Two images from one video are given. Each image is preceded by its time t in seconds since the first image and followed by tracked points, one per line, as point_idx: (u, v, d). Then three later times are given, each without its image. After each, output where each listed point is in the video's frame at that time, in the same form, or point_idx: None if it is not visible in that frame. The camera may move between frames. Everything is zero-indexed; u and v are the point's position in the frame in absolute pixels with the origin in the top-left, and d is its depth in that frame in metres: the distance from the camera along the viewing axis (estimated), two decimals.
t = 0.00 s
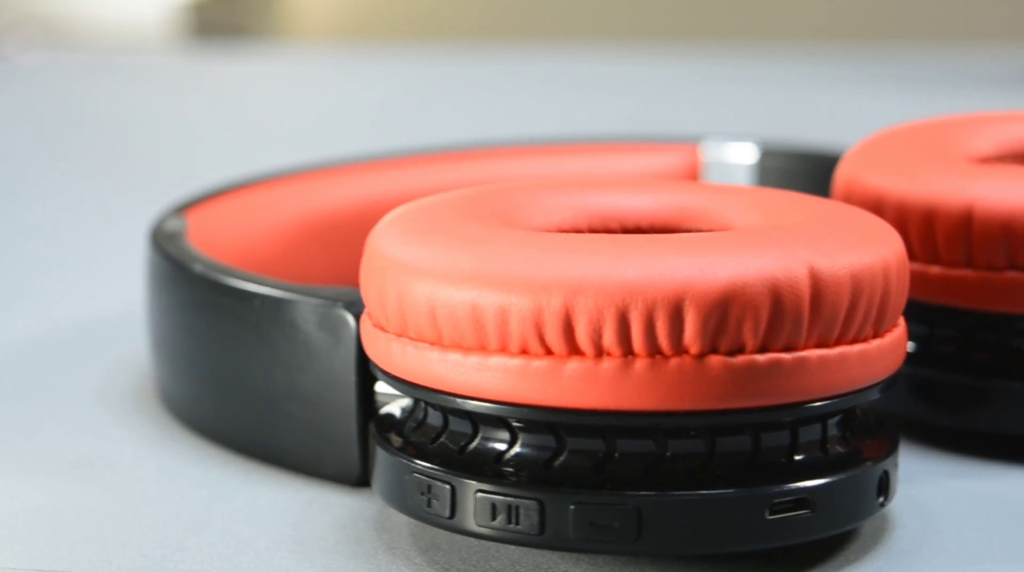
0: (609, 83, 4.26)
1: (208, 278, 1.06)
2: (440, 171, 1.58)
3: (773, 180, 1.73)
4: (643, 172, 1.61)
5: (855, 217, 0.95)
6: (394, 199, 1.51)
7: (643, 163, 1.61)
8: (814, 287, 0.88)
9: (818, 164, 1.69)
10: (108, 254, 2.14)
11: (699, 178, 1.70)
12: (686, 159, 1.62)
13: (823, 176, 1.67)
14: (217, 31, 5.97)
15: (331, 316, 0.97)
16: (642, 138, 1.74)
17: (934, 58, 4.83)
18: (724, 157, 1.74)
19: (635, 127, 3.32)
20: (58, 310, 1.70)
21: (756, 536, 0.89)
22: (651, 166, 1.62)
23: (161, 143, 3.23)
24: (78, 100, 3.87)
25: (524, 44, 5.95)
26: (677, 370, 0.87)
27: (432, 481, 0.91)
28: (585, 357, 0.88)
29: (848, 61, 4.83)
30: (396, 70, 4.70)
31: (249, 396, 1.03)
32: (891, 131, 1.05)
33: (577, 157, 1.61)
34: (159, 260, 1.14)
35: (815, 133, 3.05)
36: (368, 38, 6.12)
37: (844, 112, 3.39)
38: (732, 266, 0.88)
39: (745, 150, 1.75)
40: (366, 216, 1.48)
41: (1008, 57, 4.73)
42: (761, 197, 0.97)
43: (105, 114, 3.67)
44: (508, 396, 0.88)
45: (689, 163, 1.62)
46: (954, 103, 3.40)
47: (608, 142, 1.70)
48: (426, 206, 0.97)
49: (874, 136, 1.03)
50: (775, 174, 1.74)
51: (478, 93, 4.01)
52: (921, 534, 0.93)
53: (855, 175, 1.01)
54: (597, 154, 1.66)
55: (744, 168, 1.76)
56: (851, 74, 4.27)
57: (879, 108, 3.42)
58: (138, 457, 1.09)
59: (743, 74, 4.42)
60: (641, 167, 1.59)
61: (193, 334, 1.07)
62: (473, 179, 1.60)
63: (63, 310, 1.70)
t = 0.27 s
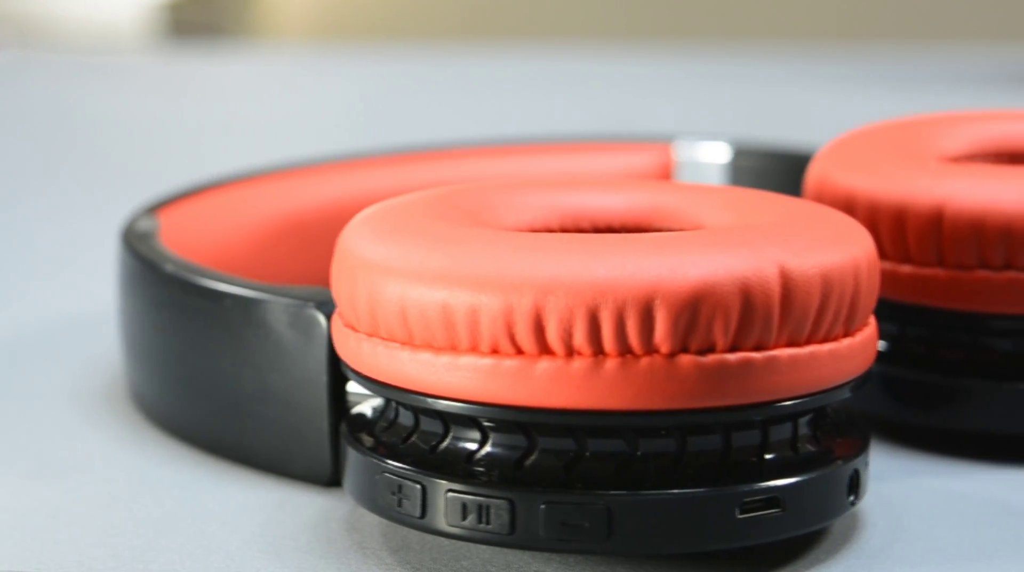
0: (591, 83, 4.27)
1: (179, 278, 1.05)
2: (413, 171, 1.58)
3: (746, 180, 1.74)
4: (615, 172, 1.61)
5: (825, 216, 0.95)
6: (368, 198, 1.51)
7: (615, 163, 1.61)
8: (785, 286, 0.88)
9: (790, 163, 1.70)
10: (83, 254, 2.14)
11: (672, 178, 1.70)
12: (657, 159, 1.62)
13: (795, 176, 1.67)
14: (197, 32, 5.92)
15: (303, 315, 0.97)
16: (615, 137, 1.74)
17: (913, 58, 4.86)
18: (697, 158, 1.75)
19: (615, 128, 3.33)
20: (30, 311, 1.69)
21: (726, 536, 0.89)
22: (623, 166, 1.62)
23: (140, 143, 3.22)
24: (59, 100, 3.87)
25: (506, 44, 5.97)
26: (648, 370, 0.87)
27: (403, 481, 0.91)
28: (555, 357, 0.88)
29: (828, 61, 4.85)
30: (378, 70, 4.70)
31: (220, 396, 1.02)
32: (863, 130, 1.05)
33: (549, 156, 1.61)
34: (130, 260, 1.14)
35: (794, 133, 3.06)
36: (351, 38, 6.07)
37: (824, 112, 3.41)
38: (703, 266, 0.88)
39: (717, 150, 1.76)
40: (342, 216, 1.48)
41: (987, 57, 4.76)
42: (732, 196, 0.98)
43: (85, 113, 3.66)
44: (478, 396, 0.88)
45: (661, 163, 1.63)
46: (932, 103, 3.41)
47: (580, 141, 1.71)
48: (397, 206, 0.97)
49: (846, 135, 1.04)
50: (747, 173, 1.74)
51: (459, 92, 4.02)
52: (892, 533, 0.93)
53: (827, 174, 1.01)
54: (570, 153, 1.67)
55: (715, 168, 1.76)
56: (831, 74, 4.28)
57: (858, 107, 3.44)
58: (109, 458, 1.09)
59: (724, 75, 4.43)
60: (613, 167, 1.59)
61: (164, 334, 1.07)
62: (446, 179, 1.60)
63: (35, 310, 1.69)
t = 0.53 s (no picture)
0: (575, 83, 4.28)
1: (153, 278, 1.05)
2: (387, 171, 1.58)
3: (721, 179, 1.74)
4: (589, 171, 1.61)
5: (798, 215, 0.95)
6: (342, 198, 1.50)
7: (590, 162, 1.61)
8: (756, 286, 0.89)
9: (765, 163, 1.70)
10: (62, 255, 2.14)
11: (648, 178, 1.70)
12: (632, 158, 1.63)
13: (768, 175, 1.68)
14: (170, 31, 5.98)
15: (276, 316, 0.97)
16: (591, 137, 1.74)
17: (897, 59, 4.87)
18: (671, 157, 1.76)
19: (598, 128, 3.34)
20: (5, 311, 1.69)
21: (699, 535, 0.89)
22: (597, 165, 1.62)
23: (123, 143, 3.22)
24: (41, 99, 3.87)
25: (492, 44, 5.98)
26: (620, 370, 0.87)
27: (376, 481, 0.91)
28: (527, 356, 0.88)
29: (812, 61, 4.87)
30: (363, 70, 4.71)
31: (193, 397, 1.02)
32: (836, 130, 1.05)
33: (525, 155, 1.61)
34: (103, 261, 1.14)
35: (776, 132, 3.08)
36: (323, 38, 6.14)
37: (806, 111, 3.42)
38: (674, 265, 0.88)
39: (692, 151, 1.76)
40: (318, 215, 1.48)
41: (969, 57, 4.78)
42: (704, 195, 0.98)
43: (69, 112, 3.66)
44: (450, 396, 0.88)
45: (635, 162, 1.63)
46: (914, 103, 3.43)
47: (555, 141, 1.71)
48: (369, 206, 0.97)
49: (819, 135, 1.04)
50: (721, 173, 1.75)
51: (443, 92, 4.02)
52: (864, 531, 0.93)
53: (800, 173, 1.01)
54: (545, 153, 1.66)
55: (691, 168, 1.76)
56: (814, 74, 4.30)
57: (840, 107, 3.45)
58: (82, 459, 1.09)
59: (707, 75, 4.44)
60: (587, 166, 1.59)
61: (137, 334, 1.07)
62: (422, 179, 1.59)
63: (10, 311, 1.69)
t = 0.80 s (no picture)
0: (561, 83, 4.28)
1: (128, 279, 1.05)
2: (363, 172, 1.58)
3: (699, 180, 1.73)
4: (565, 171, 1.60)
5: (772, 215, 0.95)
6: (319, 198, 1.50)
7: (566, 162, 1.60)
8: (730, 286, 0.89)
9: (743, 163, 1.70)
10: (42, 256, 2.13)
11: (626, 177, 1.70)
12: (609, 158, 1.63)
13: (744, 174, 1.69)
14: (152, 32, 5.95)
15: (251, 316, 0.97)
16: (569, 136, 1.74)
17: (883, 59, 4.88)
18: (648, 157, 1.77)
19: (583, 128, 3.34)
20: None
21: (673, 535, 0.89)
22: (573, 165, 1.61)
23: (106, 144, 3.22)
24: (23, 100, 3.86)
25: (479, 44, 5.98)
26: (594, 369, 0.87)
27: (350, 482, 0.91)
28: (502, 356, 0.88)
29: (799, 62, 4.87)
30: (349, 70, 4.71)
31: (169, 398, 1.02)
32: (812, 130, 1.05)
33: (503, 156, 1.61)
34: (78, 262, 1.14)
35: (761, 132, 3.08)
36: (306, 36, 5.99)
37: (791, 111, 3.43)
38: (648, 265, 0.88)
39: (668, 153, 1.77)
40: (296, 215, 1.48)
41: (955, 58, 4.79)
42: (679, 194, 0.98)
43: (54, 112, 3.66)
44: (425, 396, 0.88)
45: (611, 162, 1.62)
46: (898, 104, 3.44)
47: (533, 141, 1.70)
48: (344, 206, 0.97)
49: (795, 134, 1.04)
50: (698, 172, 1.76)
51: (430, 93, 4.02)
52: (839, 530, 0.93)
53: (775, 173, 1.01)
54: (522, 152, 1.66)
55: (668, 169, 1.76)
56: (800, 75, 4.30)
57: (826, 106, 3.46)
58: (58, 461, 1.08)
59: (693, 75, 4.45)
60: (564, 166, 1.59)
61: (113, 336, 1.07)
62: (400, 179, 1.59)
63: None
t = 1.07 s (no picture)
0: (544, 90, 4.29)
1: (103, 280, 1.05)
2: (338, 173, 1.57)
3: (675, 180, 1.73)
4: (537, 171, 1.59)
5: (747, 215, 0.95)
6: (297, 198, 1.50)
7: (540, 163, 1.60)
8: (705, 286, 0.89)
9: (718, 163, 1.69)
10: (20, 259, 2.13)
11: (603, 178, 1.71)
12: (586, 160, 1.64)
13: (720, 176, 1.70)
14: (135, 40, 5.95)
15: (226, 317, 0.97)
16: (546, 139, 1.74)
17: (862, 66, 4.92)
18: (625, 157, 1.77)
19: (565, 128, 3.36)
20: None
21: (649, 535, 0.89)
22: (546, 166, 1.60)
23: (88, 145, 3.22)
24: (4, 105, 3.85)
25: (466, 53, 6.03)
26: (569, 370, 0.87)
27: (326, 482, 0.91)
28: (477, 357, 0.88)
29: (780, 68, 4.90)
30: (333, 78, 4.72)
31: (144, 399, 1.02)
32: (788, 130, 1.05)
33: (481, 157, 1.62)
34: (54, 263, 1.14)
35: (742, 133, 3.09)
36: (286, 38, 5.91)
37: (771, 113, 3.45)
38: (623, 265, 0.88)
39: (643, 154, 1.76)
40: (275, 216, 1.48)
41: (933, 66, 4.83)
42: (654, 195, 0.98)
43: (36, 116, 3.65)
44: (400, 396, 0.88)
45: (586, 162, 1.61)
46: (879, 106, 3.46)
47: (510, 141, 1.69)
48: (320, 207, 0.97)
49: (771, 135, 1.04)
50: (675, 173, 1.76)
51: (414, 99, 4.03)
52: (815, 529, 0.93)
53: (751, 173, 1.01)
54: (498, 153, 1.65)
55: (643, 169, 1.76)
56: (781, 81, 4.33)
57: (806, 108, 3.47)
58: (33, 462, 1.08)
59: (675, 81, 4.47)
60: (541, 166, 1.59)
61: (89, 337, 1.06)
62: (377, 179, 1.59)
63: None
